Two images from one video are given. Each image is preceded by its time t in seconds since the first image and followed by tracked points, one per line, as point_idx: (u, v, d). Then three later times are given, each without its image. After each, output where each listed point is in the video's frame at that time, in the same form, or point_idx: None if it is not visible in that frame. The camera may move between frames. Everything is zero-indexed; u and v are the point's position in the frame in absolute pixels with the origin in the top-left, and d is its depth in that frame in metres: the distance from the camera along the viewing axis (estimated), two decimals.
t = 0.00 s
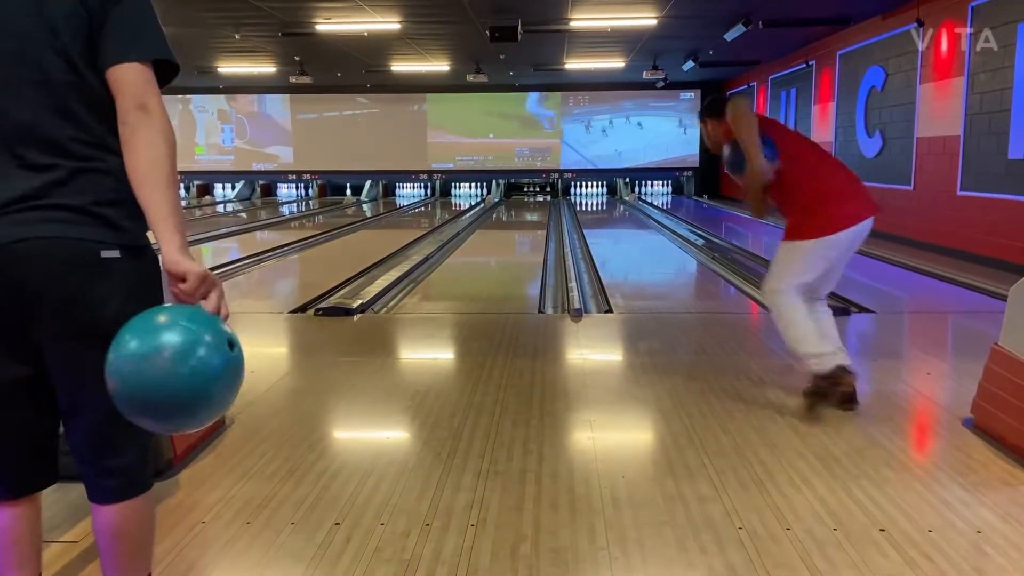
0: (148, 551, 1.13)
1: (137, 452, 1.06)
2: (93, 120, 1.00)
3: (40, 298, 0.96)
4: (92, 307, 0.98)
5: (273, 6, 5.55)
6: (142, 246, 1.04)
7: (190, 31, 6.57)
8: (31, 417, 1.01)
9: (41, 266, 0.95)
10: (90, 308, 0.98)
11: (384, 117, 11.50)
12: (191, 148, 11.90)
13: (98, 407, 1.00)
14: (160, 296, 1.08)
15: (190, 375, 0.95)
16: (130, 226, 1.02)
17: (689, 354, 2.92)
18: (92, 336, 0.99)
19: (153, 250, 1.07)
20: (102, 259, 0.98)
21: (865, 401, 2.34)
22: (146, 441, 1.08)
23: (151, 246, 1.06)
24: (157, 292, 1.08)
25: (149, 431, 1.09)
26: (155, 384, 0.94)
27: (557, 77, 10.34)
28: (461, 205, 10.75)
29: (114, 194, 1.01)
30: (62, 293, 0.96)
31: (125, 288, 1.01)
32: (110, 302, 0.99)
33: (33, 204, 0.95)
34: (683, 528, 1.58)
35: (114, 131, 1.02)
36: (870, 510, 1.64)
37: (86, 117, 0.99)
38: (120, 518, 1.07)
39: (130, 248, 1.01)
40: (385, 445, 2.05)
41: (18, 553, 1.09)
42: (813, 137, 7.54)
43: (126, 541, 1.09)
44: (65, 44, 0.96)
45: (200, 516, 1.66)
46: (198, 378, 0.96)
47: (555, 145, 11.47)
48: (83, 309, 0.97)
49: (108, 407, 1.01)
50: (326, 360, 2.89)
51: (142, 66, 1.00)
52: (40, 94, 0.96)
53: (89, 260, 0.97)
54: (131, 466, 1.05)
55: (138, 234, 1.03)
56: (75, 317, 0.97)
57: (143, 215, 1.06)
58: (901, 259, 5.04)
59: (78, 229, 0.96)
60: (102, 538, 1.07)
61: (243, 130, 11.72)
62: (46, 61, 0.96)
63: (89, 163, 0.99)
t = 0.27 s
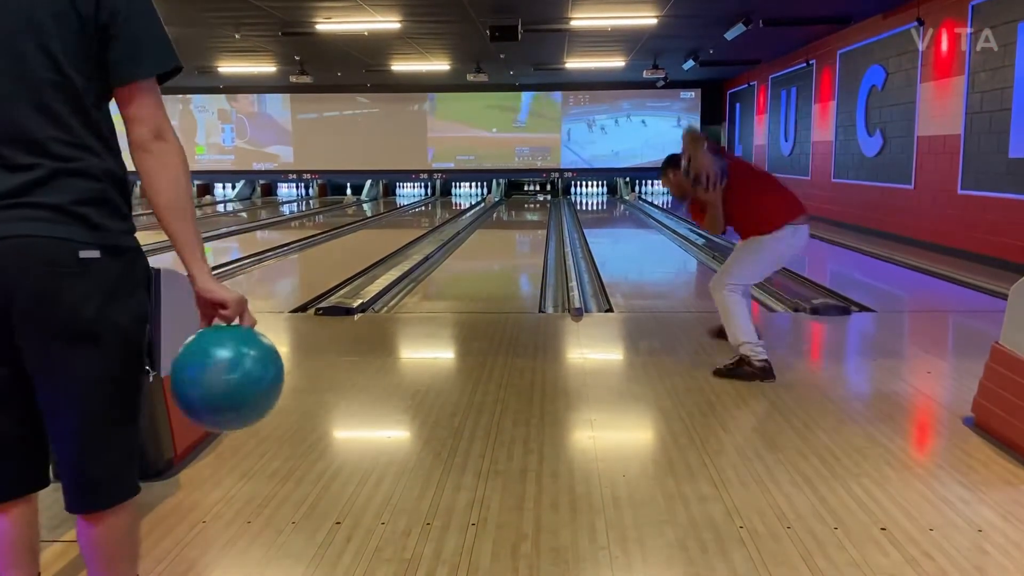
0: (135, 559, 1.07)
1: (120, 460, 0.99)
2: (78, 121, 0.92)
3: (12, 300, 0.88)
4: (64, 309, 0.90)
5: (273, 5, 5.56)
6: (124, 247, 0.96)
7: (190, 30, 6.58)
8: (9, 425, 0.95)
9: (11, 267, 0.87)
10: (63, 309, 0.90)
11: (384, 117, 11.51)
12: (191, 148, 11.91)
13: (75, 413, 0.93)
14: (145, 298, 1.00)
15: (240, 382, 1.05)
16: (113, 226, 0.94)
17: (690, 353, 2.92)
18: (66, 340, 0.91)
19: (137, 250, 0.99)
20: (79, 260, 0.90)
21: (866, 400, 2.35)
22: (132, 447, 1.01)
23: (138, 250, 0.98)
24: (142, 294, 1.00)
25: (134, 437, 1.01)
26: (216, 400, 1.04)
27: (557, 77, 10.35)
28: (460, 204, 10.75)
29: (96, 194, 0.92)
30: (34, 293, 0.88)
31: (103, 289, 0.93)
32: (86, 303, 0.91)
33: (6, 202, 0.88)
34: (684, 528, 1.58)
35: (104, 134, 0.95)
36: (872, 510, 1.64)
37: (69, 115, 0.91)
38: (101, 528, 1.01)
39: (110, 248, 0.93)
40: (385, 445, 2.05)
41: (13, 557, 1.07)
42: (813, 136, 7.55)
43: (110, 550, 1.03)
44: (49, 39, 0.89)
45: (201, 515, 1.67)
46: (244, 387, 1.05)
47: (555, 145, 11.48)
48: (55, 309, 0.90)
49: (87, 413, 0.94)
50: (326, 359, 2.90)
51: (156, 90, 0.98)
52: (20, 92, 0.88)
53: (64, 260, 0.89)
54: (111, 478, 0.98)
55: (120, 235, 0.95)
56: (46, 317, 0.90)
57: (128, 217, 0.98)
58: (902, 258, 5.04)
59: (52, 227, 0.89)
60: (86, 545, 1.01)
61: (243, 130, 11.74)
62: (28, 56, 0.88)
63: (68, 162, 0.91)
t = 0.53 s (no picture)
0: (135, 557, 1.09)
1: (119, 461, 1.02)
2: (69, 124, 0.95)
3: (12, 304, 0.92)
4: (62, 311, 0.94)
5: (273, 5, 5.56)
6: (122, 249, 0.99)
7: (190, 30, 6.57)
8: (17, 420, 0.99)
9: (11, 271, 0.91)
10: (60, 314, 0.94)
11: (383, 116, 11.51)
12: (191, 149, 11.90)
13: (79, 414, 0.97)
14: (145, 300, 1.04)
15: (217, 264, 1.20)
16: (107, 228, 0.98)
17: (691, 352, 2.92)
18: (65, 342, 0.95)
19: (137, 251, 1.03)
20: (74, 262, 0.94)
21: (866, 400, 2.34)
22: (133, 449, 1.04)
23: (139, 245, 1.03)
24: (142, 295, 1.04)
25: (134, 439, 1.05)
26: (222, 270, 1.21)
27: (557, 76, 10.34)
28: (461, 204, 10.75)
29: (90, 197, 0.96)
30: (29, 297, 0.92)
31: (99, 290, 0.96)
32: (81, 305, 0.95)
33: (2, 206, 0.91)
34: (684, 527, 1.58)
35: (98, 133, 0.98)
36: (872, 509, 1.64)
37: (57, 119, 0.94)
38: (101, 526, 1.04)
39: (107, 251, 0.97)
40: (386, 444, 2.05)
41: (18, 555, 1.10)
42: (813, 135, 7.54)
43: (110, 549, 1.06)
44: (31, 44, 0.92)
45: (200, 515, 1.67)
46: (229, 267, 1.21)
47: (555, 144, 11.47)
48: (51, 311, 0.93)
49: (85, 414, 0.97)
50: (326, 359, 2.89)
51: (154, 71, 1.04)
52: (8, 97, 0.91)
53: (61, 264, 0.93)
54: (110, 477, 1.02)
55: (116, 236, 0.99)
56: (47, 322, 0.93)
57: (127, 218, 1.01)
58: (901, 258, 5.04)
59: (48, 231, 0.92)
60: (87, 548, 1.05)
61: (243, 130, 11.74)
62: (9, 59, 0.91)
63: (60, 166, 0.94)
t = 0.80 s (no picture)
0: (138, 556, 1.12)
1: (133, 455, 1.05)
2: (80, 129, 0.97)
3: (36, 303, 0.94)
4: (87, 310, 0.96)
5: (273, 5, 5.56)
6: (142, 246, 1.03)
7: (190, 30, 6.58)
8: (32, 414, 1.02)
9: (40, 270, 0.93)
10: (85, 311, 0.96)
11: (383, 115, 11.51)
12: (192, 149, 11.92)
13: (107, 407, 1.00)
14: (163, 296, 1.08)
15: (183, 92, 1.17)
16: (129, 226, 1.01)
17: (692, 352, 2.92)
18: (90, 338, 0.97)
19: (154, 249, 1.06)
20: (98, 261, 0.96)
21: (867, 399, 2.34)
22: (144, 444, 1.07)
23: (157, 240, 1.06)
24: (159, 292, 1.07)
25: (145, 436, 1.08)
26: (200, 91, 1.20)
27: (557, 76, 10.34)
28: (460, 203, 10.75)
29: (110, 197, 0.99)
30: (57, 296, 0.94)
31: (122, 287, 0.99)
32: (106, 302, 0.97)
33: (27, 209, 0.93)
34: (684, 527, 1.58)
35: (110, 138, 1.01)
36: (872, 508, 1.64)
37: (69, 125, 0.96)
38: (111, 519, 1.07)
39: (129, 248, 1.00)
40: (386, 444, 2.05)
41: (22, 552, 1.12)
42: (813, 134, 7.54)
43: (116, 543, 1.08)
44: (37, 50, 0.93)
45: (200, 515, 1.67)
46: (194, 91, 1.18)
47: (555, 144, 11.48)
48: (78, 308, 0.95)
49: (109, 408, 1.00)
50: (327, 359, 2.89)
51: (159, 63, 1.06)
52: (16, 104, 0.92)
53: (85, 262, 0.95)
54: (124, 471, 1.05)
55: (136, 234, 1.02)
56: (71, 319, 0.95)
57: (144, 216, 1.05)
58: (901, 257, 5.04)
59: (74, 231, 0.95)
60: (97, 543, 1.07)
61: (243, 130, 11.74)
62: (20, 69, 0.92)
63: (82, 169, 0.97)
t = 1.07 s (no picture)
0: (141, 551, 1.16)
1: (136, 452, 1.10)
2: (96, 133, 1.02)
3: (50, 299, 0.98)
4: (103, 307, 1.01)
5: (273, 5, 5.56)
6: (153, 245, 1.08)
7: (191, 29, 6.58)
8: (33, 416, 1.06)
9: (59, 266, 0.98)
10: (100, 307, 1.01)
11: (383, 115, 11.50)
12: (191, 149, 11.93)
13: (114, 405, 1.05)
14: (172, 297, 1.13)
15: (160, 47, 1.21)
16: (141, 226, 1.06)
17: (692, 351, 2.92)
18: (103, 334, 1.02)
19: (161, 248, 1.11)
20: (113, 258, 1.01)
21: (867, 399, 2.33)
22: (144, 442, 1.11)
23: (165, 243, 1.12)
24: (165, 290, 1.12)
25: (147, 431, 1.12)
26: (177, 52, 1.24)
27: (557, 75, 10.33)
28: (460, 203, 10.75)
29: (125, 199, 1.04)
30: (73, 292, 0.99)
31: (135, 285, 1.05)
32: (120, 300, 1.03)
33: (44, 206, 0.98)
34: (684, 527, 1.58)
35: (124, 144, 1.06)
36: (872, 508, 1.64)
37: (87, 128, 1.01)
38: (116, 514, 1.10)
39: (140, 247, 1.05)
40: (386, 444, 2.05)
41: (22, 552, 1.14)
42: (813, 134, 7.55)
43: (120, 538, 1.12)
44: (61, 60, 0.98)
45: (200, 514, 1.67)
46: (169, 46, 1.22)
47: (555, 143, 11.47)
48: (93, 306, 1.00)
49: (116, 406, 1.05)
50: (327, 358, 2.89)
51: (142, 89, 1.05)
52: (38, 105, 0.98)
53: (101, 259, 1.00)
54: (128, 467, 1.09)
55: (147, 233, 1.07)
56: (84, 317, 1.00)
57: (153, 218, 1.10)
58: (900, 256, 5.04)
59: (92, 229, 1.00)
60: (100, 538, 1.11)
61: (243, 129, 11.74)
62: (43, 77, 0.98)
63: (100, 170, 1.02)
